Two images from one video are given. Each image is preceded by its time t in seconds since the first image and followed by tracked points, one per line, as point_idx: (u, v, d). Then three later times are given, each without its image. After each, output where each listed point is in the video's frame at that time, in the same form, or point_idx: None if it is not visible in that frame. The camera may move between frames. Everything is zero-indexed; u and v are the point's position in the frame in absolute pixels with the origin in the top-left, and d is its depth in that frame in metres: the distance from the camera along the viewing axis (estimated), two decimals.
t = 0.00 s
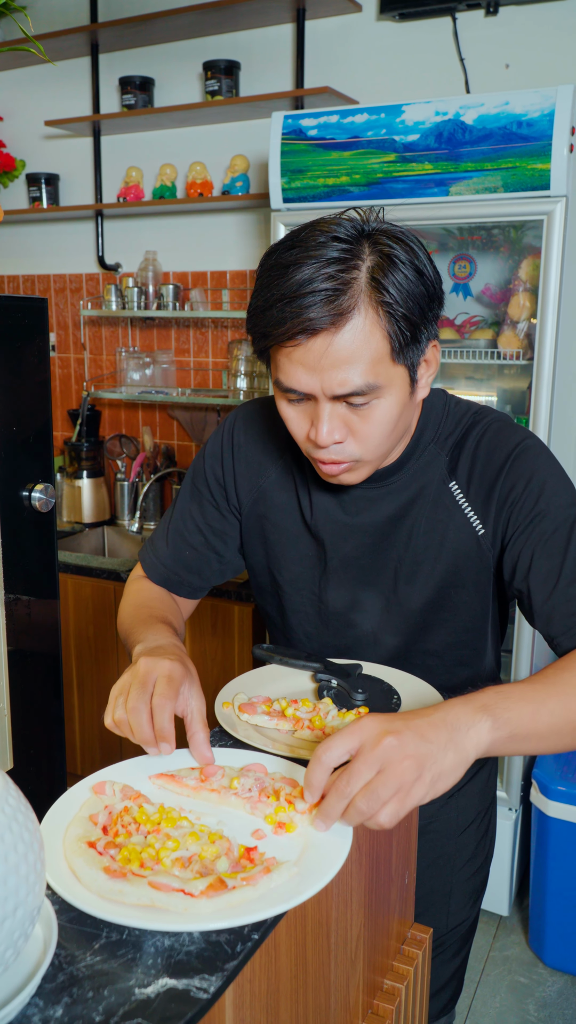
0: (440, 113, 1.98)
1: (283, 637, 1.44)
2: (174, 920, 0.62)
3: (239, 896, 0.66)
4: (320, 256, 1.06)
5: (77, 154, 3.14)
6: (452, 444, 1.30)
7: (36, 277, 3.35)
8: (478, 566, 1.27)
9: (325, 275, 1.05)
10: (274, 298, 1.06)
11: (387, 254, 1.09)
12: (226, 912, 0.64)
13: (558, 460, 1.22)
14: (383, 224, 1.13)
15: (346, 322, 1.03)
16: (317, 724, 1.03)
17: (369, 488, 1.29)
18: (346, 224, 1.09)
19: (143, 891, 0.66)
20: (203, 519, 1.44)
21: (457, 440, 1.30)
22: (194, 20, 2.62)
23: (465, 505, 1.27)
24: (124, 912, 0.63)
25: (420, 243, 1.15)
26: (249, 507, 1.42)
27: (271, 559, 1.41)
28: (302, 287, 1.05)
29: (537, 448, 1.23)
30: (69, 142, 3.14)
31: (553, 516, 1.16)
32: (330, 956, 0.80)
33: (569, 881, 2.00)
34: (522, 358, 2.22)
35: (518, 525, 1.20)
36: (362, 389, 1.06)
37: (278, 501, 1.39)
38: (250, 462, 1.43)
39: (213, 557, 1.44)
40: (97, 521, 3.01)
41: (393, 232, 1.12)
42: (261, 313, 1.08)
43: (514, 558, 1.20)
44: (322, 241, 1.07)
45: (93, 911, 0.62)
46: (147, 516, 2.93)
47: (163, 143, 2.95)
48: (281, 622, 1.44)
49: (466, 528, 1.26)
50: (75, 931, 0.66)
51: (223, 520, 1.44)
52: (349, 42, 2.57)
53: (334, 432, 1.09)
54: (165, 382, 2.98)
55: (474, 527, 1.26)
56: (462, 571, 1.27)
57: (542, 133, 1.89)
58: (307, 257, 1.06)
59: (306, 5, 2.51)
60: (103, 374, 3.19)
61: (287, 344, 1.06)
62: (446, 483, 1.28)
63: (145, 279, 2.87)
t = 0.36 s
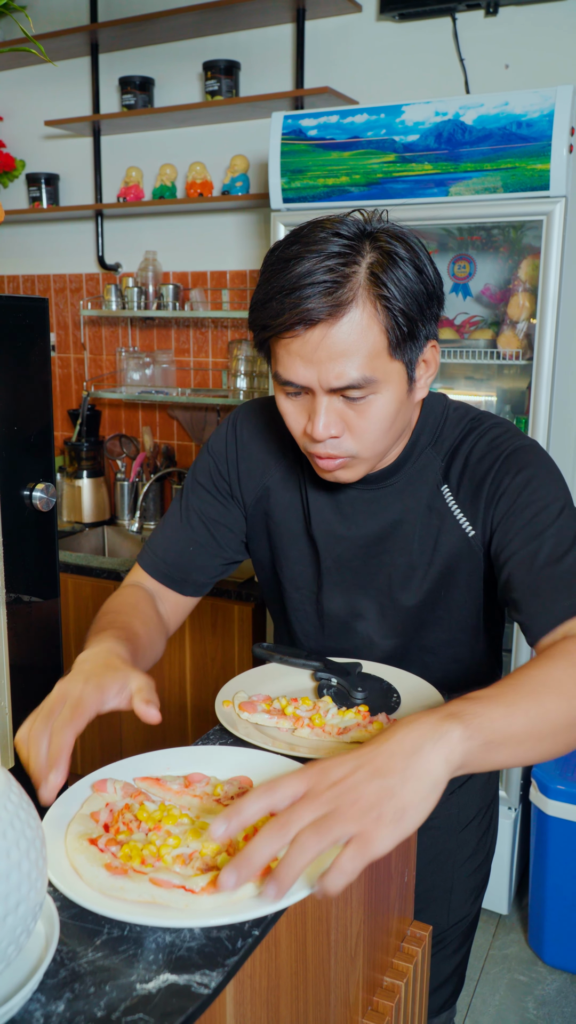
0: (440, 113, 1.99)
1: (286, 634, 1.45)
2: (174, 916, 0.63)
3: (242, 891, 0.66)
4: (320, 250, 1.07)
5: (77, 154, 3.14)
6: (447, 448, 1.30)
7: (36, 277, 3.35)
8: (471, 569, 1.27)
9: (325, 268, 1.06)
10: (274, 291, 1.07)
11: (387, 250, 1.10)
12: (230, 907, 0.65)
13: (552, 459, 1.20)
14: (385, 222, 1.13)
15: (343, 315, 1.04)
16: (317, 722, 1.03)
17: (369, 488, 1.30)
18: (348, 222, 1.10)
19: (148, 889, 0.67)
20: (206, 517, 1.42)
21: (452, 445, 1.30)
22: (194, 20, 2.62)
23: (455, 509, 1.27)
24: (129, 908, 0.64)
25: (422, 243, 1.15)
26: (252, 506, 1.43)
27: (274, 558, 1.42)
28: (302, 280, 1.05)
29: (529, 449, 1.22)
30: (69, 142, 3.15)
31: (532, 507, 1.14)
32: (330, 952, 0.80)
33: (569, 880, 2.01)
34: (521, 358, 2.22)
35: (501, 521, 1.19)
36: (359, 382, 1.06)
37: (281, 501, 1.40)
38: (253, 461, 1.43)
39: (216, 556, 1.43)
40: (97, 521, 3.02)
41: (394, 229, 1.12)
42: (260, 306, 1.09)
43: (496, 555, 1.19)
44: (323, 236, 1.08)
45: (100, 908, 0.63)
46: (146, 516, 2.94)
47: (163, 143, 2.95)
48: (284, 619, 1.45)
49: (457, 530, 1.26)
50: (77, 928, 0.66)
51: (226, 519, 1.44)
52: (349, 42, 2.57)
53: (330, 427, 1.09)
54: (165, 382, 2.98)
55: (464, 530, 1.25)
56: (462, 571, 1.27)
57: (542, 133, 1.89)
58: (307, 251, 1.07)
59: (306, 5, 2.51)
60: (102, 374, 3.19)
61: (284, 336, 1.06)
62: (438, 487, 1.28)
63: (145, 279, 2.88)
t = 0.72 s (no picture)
0: (439, 114, 1.99)
1: (288, 633, 1.46)
2: (175, 914, 0.63)
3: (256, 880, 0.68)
4: (318, 253, 1.07)
5: (77, 154, 3.14)
6: (442, 453, 1.31)
7: (36, 277, 3.35)
8: (468, 569, 1.27)
9: (323, 271, 1.06)
10: (273, 293, 1.07)
11: (384, 253, 1.10)
12: (247, 897, 0.66)
13: (547, 460, 1.21)
14: (383, 227, 1.14)
15: (341, 316, 1.04)
16: (316, 721, 1.03)
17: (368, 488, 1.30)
18: (346, 225, 1.10)
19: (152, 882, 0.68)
20: (204, 516, 1.42)
21: (448, 448, 1.31)
22: (194, 21, 2.62)
23: (451, 510, 1.27)
24: (130, 906, 0.64)
25: (419, 246, 1.16)
26: (252, 506, 1.44)
27: (274, 557, 1.43)
28: (300, 282, 1.06)
29: (523, 451, 1.23)
30: (68, 142, 3.15)
31: (528, 504, 1.14)
32: (330, 951, 0.80)
33: (568, 879, 2.01)
34: (520, 358, 2.22)
35: (497, 521, 1.19)
36: (356, 383, 1.06)
37: (281, 502, 1.41)
38: (253, 461, 1.44)
39: (214, 556, 1.43)
40: (97, 521, 3.02)
41: (392, 234, 1.13)
42: (259, 308, 1.09)
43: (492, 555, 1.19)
44: (321, 239, 1.08)
45: (99, 906, 0.63)
46: (146, 516, 2.94)
47: (163, 143, 2.96)
48: (284, 619, 1.46)
49: (453, 533, 1.27)
50: (77, 926, 0.67)
51: (225, 519, 1.44)
52: (348, 43, 2.58)
53: (328, 428, 1.10)
54: (164, 382, 2.98)
55: (460, 531, 1.26)
56: (460, 571, 1.28)
57: (541, 133, 1.90)
58: (305, 254, 1.07)
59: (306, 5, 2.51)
60: (102, 374, 3.19)
61: (283, 337, 1.07)
62: (434, 489, 1.29)
63: (144, 279, 2.88)
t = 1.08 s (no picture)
0: (438, 115, 1.99)
1: (289, 634, 1.46)
2: (177, 915, 0.63)
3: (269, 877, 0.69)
4: (321, 254, 1.07)
5: (76, 154, 3.14)
6: (442, 454, 1.31)
7: (35, 278, 3.35)
8: (469, 569, 1.27)
9: (325, 272, 1.06)
10: (276, 295, 1.07)
11: (385, 254, 1.10)
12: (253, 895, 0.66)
13: (546, 459, 1.21)
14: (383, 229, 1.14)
15: (344, 317, 1.05)
16: (316, 723, 1.03)
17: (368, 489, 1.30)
18: (347, 226, 1.11)
19: (149, 888, 0.68)
20: (205, 517, 1.42)
21: (446, 449, 1.31)
22: (193, 22, 2.62)
23: (452, 510, 1.27)
24: (130, 907, 0.64)
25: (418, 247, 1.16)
26: (253, 508, 1.43)
27: (275, 558, 1.43)
28: (303, 284, 1.06)
29: (523, 451, 1.23)
30: (68, 143, 3.15)
31: (527, 502, 1.14)
32: (330, 952, 0.80)
33: (567, 880, 2.01)
34: (520, 359, 2.22)
35: (497, 520, 1.19)
36: (359, 384, 1.06)
37: (282, 503, 1.40)
38: (254, 463, 1.43)
39: (216, 558, 1.43)
40: (96, 522, 3.02)
41: (393, 236, 1.13)
42: (263, 310, 1.09)
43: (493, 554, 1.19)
44: (323, 241, 1.08)
45: (97, 906, 0.63)
46: (145, 516, 2.94)
47: (162, 144, 2.96)
48: (287, 621, 1.46)
49: (454, 533, 1.27)
50: (77, 927, 0.66)
51: (226, 520, 1.44)
52: (348, 44, 2.58)
53: (332, 428, 1.10)
54: (164, 383, 2.98)
55: (461, 531, 1.26)
56: (460, 571, 1.28)
57: (541, 134, 1.90)
58: (308, 255, 1.07)
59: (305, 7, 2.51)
60: (101, 375, 3.19)
61: (287, 338, 1.07)
62: (435, 490, 1.29)
63: (144, 280, 2.89)
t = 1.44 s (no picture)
0: (438, 117, 2.00)
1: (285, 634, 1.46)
2: (179, 916, 0.63)
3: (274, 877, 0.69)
4: (320, 246, 1.11)
5: (76, 157, 3.15)
6: (440, 454, 1.31)
7: (35, 280, 3.36)
8: (469, 574, 1.28)
9: (318, 262, 1.10)
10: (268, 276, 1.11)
11: (383, 258, 1.12)
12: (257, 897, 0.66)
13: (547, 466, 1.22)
14: (394, 239, 1.16)
15: (324, 303, 1.07)
16: (316, 724, 1.03)
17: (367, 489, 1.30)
18: (351, 229, 1.14)
19: (147, 890, 0.68)
20: (204, 522, 1.42)
21: (445, 451, 1.31)
22: (193, 24, 2.63)
23: (453, 514, 1.27)
24: (130, 908, 0.64)
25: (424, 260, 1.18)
26: (251, 510, 1.43)
27: (272, 560, 1.43)
28: (293, 268, 1.10)
29: (523, 456, 1.24)
30: (68, 146, 3.16)
31: (530, 513, 1.16)
32: (330, 954, 0.80)
33: (566, 882, 2.01)
34: (519, 361, 2.22)
35: (499, 528, 1.21)
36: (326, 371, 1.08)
37: (280, 504, 1.40)
38: (250, 466, 1.43)
39: (218, 562, 1.43)
40: (95, 523, 3.02)
41: (399, 247, 1.15)
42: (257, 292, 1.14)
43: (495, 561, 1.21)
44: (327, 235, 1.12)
45: (97, 908, 0.63)
46: (145, 517, 2.94)
47: (162, 146, 2.96)
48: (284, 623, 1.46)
49: (455, 537, 1.27)
50: (78, 929, 0.66)
51: (225, 523, 1.44)
52: (348, 46, 2.58)
53: (297, 412, 1.11)
54: (163, 384, 2.98)
55: (462, 535, 1.27)
56: (459, 571, 1.28)
57: (540, 137, 1.90)
58: (309, 247, 1.11)
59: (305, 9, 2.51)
60: (101, 377, 3.19)
61: (269, 318, 1.10)
62: (436, 493, 1.29)
63: (143, 282, 2.89)
